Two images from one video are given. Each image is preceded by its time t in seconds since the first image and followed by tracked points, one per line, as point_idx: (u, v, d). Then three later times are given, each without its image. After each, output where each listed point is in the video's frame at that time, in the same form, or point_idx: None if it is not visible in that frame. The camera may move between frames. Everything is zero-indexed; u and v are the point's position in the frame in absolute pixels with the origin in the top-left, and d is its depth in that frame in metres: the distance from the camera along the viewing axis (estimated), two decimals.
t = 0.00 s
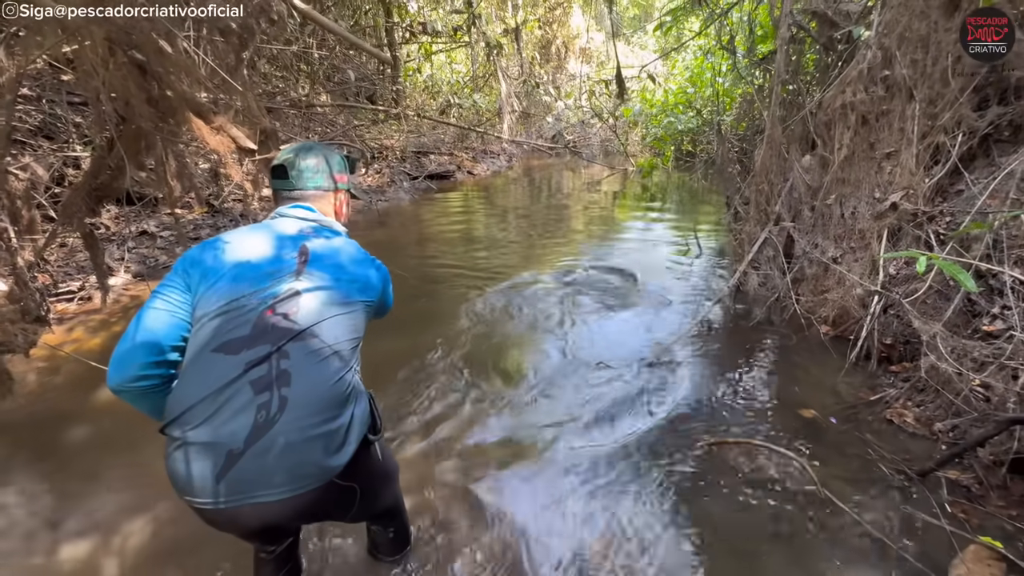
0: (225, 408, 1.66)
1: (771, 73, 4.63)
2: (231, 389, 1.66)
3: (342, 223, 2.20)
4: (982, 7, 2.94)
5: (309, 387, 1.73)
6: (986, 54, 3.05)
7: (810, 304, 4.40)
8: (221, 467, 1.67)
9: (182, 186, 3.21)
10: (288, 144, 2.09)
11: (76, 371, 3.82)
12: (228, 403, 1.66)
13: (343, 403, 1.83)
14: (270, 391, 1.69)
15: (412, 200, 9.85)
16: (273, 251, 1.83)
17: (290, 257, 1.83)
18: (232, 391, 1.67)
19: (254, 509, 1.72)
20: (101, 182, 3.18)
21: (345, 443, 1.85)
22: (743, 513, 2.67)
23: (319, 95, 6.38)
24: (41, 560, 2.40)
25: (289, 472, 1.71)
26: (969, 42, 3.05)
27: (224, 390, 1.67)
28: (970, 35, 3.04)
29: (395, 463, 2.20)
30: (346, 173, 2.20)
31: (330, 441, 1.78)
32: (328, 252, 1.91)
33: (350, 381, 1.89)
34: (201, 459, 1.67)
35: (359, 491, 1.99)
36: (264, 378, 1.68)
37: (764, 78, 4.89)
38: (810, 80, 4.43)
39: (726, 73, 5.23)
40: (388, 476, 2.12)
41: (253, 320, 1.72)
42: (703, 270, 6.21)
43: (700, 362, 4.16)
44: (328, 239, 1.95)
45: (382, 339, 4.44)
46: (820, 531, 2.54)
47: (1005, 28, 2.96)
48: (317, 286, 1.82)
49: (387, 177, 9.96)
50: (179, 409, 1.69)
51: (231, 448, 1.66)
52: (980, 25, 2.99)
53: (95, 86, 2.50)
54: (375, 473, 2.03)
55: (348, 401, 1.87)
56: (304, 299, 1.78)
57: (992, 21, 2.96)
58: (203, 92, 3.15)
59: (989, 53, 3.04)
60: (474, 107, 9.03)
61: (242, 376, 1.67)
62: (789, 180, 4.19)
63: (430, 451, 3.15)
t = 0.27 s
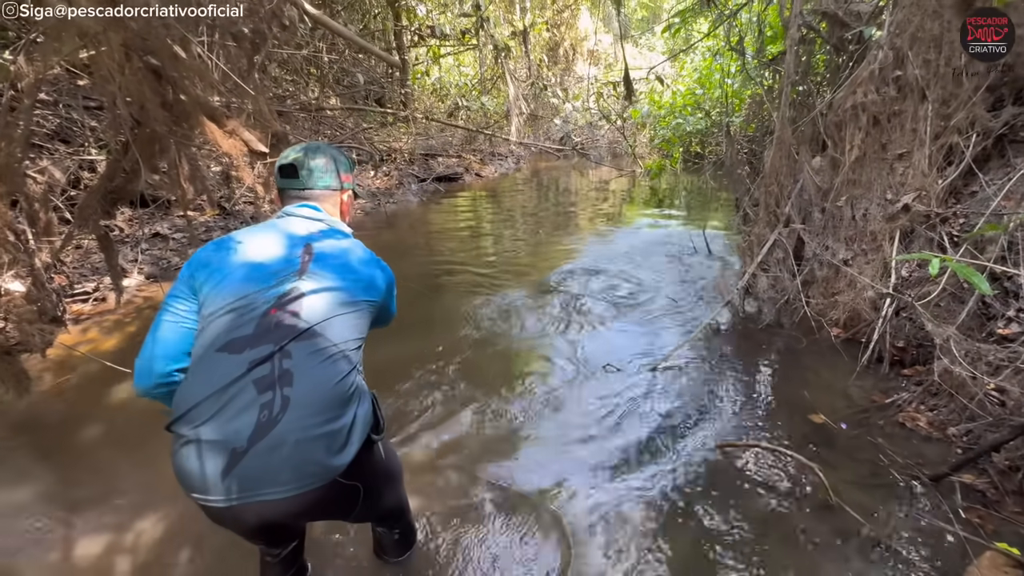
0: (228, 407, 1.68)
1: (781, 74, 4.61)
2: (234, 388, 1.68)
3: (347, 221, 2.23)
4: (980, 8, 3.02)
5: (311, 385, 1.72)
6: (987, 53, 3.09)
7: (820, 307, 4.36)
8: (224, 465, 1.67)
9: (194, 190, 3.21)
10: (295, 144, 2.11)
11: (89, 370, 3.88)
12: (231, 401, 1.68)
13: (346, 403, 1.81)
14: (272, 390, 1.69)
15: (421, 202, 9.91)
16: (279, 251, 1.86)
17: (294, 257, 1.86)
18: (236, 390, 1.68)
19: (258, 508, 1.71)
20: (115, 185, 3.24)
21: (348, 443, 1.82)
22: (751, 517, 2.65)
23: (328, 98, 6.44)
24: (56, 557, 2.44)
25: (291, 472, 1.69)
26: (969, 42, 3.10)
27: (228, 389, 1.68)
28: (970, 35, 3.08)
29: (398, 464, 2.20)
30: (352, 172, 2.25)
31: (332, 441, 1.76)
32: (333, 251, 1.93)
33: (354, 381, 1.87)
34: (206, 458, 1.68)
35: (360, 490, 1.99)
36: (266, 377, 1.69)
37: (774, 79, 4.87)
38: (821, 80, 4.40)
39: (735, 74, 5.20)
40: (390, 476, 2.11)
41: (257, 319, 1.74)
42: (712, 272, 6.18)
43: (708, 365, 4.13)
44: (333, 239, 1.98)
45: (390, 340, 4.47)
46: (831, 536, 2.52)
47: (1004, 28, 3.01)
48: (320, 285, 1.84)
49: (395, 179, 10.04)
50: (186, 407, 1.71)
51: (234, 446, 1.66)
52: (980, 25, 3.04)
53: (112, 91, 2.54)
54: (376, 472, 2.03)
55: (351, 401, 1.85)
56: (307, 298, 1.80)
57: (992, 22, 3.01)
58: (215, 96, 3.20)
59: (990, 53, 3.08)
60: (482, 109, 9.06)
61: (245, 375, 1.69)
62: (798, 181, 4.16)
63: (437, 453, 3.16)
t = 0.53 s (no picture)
0: (232, 407, 1.71)
1: (796, 74, 4.56)
2: (239, 388, 1.72)
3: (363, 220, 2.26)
4: (980, 8, 3.08)
5: (312, 387, 1.73)
6: (987, 53, 3.14)
7: (836, 310, 4.29)
8: (226, 464, 1.69)
9: (211, 191, 3.26)
10: (314, 143, 2.14)
11: (108, 368, 3.97)
12: (235, 401, 1.71)
13: (347, 405, 1.81)
14: (275, 391, 1.71)
15: (432, 204, 9.97)
16: (288, 252, 1.90)
17: (301, 257, 1.89)
18: (240, 390, 1.71)
19: (258, 508, 1.72)
20: (136, 187, 3.31)
21: (349, 447, 1.81)
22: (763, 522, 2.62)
23: (342, 100, 6.51)
24: (75, 551, 2.49)
25: (290, 474, 1.69)
26: (970, 42, 3.16)
27: (232, 388, 1.72)
28: (970, 35, 3.14)
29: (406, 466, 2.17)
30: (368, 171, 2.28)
31: (333, 444, 1.75)
32: (341, 251, 1.95)
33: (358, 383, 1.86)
34: (211, 457, 1.71)
35: (365, 494, 1.97)
36: (269, 378, 1.72)
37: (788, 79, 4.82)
38: (836, 80, 4.34)
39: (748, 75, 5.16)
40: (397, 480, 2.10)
41: (263, 321, 1.79)
42: (725, 274, 6.12)
43: (720, 368, 4.09)
44: (342, 239, 1.99)
45: (401, 341, 4.50)
46: (846, 542, 2.48)
47: (1005, 28, 3.05)
48: (325, 286, 1.86)
49: (407, 181, 10.11)
50: (194, 406, 1.76)
51: (238, 445, 1.69)
52: (980, 25, 3.10)
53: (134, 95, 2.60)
54: (381, 478, 2.01)
55: (354, 403, 1.84)
56: (312, 298, 1.82)
57: (992, 21, 3.07)
58: (233, 99, 3.26)
59: (990, 53, 3.13)
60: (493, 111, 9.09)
61: (249, 375, 1.72)
62: (813, 182, 4.10)
63: (448, 454, 3.17)
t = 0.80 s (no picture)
0: (247, 400, 1.75)
1: (815, 73, 4.48)
2: (254, 382, 1.75)
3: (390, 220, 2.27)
4: (980, 9, 3.12)
5: (324, 385, 1.75)
6: (987, 53, 3.18)
7: (857, 313, 4.20)
8: (240, 456, 1.73)
9: (232, 192, 3.32)
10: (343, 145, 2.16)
11: (131, 365, 4.07)
12: (250, 396, 1.75)
13: (359, 403, 1.82)
14: (288, 387, 1.74)
15: (446, 205, 10.02)
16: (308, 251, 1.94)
17: (320, 256, 1.92)
18: (255, 385, 1.75)
19: (270, 500, 1.75)
20: (159, 188, 3.39)
21: (359, 445, 1.82)
22: (780, 528, 2.59)
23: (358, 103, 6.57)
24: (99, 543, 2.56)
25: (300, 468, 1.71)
26: (970, 42, 3.18)
27: (249, 382, 1.76)
28: (971, 35, 3.17)
29: (418, 465, 2.17)
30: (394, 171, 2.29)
31: (343, 442, 1.76)
32: (359, 250, 1.96)
33: (370, 382, 1.87)
34: (226, 448, 1.76)
35: (375, 491, 1.98)
36: (283, 374, 1.75)
37: (808, 79, 4.74)
38: (858, 79, 4.26)
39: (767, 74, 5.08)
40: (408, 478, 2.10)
41: (281, 317, 1.83)
42: (741, 276, 6.04)
43: (737, 371, 4.04)
44: (362, 237, 2.00)
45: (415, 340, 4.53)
46: (865, 550, 2.43)
47: (1005, 28, 3.10)
48: (341, 284, 1.88)
49: (422, 182, 10.17)
50: (213, 398, 1.81)
51: (252, 438, 1.72)
52: (981, 25, 3.13)
53: (160, 99, 2.65)
54: (391, 476, 2.01)
55: (366, 402, 1.85)
56: (328, 297, 1.85)
57: (992, 22, 3.11)
58: (254, 102, 3.32)
59: (990, 52, 3.17)
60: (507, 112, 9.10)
61: (264, 370, 1.76)
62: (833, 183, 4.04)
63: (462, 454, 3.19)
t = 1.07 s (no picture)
0: (271, 392, 1.79)
1: (838, 72, 4.40)
2: (279, 375, 1.79)
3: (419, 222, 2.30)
4: (979, 9, 3.09)
5: (346, 380, 1.78)
6: (987, 53, 3.13)
7: (879, 317, 4.12)
8: (263, 446, 1.77)
9: (253, 193, 3.39)
10: (376, 150, 2.20)
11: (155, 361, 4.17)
12: (274, 388, 1.78)
13: (379, 400, 1.84)
14: (311, 381, 1.77)
15: (461, 206, 10.07)
16: (336, 250, 1.99)
17: (348, 255, 1.96)
18: (280, 377, 1.79)
19: (292, 491, 1.79)
20: (184, 188, 3.48)
21: (378, 441, 1.83)
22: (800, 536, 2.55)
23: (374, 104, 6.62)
24: (125, 534, 2.63)
25: (319, 461, 1.74)
26: (970, 42, 3.14)
27: (273, 375, 1.80)
28: (970, 35, 3.12)
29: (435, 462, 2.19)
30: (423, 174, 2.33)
31: (361, 437, 1.78)
32: (385, 250, 1.99)
33: (391, 380, 1.89)
34: (250, 437, 1.80)
35: (393, 488, 1.99)
36: (307, 368, 1.78)
37: (830, 78, 4.66)
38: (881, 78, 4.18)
39: (787, 73, 5.00)
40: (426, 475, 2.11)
41: (307, 312, 1.87)
42: (759, 279, 5.96)
43: (755, 375, 3.98)
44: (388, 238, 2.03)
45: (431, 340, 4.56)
46: (887, 560, 2.38)
47: (1004, 28, 3.06)
48: (367, 283, 1.91)
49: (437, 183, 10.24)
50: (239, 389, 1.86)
51: (274, 429, 1.76)
52: (980, 25, 3.09)
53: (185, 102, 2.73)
54: (410, 473, 2.03)
55: (386, 399, 1.86)
56: (353, 295, 1.88)
57: (991, 22, 3.07)
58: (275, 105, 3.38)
59: (990, 53, 3.12)
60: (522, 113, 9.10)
61: (288, 363, 1.79)
62: (856, 185, 3.96)
63: (477, 455, 3.20)
